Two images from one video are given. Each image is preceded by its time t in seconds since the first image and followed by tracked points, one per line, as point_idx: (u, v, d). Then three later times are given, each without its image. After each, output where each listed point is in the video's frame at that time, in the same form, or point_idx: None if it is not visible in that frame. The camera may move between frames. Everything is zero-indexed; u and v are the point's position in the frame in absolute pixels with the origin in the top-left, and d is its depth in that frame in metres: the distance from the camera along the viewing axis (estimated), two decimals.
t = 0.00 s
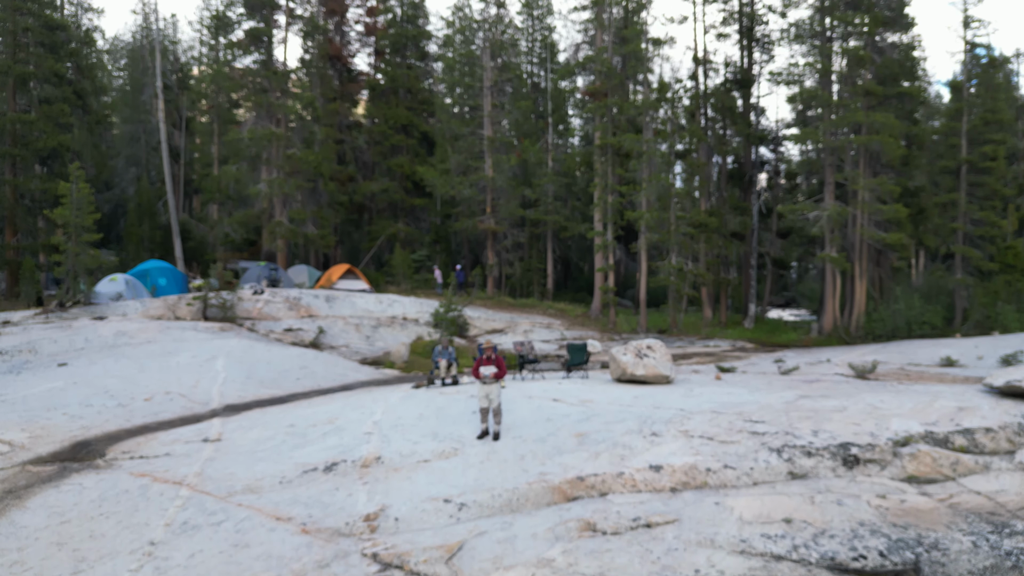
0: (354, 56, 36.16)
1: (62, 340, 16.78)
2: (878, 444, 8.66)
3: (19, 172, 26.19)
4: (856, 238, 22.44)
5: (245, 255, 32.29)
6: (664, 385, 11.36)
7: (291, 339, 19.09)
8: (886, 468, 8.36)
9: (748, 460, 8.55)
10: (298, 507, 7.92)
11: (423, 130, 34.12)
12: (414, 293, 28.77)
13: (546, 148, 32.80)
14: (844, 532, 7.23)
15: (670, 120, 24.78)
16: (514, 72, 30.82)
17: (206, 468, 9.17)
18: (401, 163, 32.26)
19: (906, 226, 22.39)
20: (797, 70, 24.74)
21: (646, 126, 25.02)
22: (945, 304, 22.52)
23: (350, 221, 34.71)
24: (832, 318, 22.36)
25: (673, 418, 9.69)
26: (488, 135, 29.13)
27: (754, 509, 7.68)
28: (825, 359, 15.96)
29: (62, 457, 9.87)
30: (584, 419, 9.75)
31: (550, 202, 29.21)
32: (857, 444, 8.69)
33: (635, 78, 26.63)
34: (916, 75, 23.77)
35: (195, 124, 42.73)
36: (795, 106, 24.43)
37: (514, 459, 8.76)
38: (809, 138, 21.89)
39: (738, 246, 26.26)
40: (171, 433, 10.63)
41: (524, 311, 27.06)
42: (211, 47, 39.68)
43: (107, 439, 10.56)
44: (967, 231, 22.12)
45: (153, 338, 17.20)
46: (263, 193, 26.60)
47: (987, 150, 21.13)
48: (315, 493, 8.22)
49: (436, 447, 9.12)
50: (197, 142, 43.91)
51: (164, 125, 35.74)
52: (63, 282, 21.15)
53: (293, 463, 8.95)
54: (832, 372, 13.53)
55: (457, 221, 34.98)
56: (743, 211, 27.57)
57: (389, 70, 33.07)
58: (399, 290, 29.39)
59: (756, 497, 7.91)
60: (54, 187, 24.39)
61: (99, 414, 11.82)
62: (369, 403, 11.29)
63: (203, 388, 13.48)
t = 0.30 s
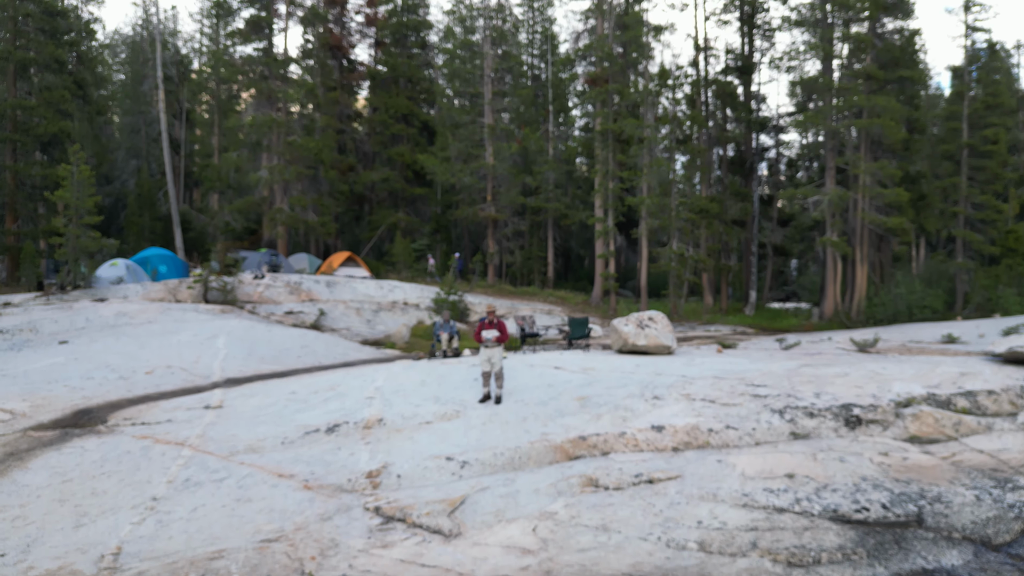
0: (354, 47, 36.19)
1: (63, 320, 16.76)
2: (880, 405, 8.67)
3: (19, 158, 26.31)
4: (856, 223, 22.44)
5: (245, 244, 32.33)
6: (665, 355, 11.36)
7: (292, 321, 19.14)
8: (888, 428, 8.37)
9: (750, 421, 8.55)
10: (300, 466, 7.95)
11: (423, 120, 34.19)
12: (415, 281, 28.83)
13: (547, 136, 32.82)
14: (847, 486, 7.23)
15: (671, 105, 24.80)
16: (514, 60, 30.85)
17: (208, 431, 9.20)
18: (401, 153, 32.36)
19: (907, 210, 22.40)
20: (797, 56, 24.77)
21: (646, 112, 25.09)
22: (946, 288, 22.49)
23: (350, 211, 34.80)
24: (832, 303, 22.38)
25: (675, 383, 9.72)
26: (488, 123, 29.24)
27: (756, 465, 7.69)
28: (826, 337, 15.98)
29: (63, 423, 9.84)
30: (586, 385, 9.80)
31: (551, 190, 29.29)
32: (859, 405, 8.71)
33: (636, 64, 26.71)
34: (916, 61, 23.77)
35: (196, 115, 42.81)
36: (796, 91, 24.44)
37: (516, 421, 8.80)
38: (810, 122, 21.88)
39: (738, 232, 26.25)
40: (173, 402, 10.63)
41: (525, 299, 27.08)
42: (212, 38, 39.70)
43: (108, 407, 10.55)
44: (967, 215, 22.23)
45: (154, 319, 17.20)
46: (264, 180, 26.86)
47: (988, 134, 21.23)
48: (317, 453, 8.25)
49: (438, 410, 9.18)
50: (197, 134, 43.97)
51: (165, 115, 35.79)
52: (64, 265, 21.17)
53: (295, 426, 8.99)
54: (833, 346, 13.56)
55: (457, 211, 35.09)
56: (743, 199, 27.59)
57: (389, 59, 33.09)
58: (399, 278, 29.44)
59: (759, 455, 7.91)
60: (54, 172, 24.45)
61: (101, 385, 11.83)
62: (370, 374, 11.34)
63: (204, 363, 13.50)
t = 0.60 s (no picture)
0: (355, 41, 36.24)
1: (65, 308, 16.77)
2: (884, 382, 8.69)
3: (21, 149, 26.40)
4: (858, 213, 22.44)
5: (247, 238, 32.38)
6: (668, 337, 11.39)
7: (295, 310, 19.18)
8: (892, 405, 8.38)
9: (754, 398, 8.56)
10: (305, 441, 7.97)
11: (424, 113, 34.31)
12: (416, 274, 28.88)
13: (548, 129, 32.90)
14: (851, 460, 7.21)
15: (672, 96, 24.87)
16: (515, 53, 30.90)
17: (212, 410, 9.23)
18: (402, 146, 32.44)
19: (908, 201, 22.41)
20: (798, 47, 24.79)
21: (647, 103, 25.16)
22: (948, 279, 22.49)
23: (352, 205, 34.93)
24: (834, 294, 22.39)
25: (678, 363, 9.77)
26: (489, 116, 29.31)
27: (760, 440, 7.69)
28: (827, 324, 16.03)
29: (66, 404, 9.85)
30: (589, 365, 9.86)
31: (551, 183, 29.41)
32: (863, 382, 8.76)
33: (638, 56, 26.77)
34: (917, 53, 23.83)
35: (197, 110, 42.89)
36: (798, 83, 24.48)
37: (520, 399, 8.84)
38: (812, 113, 21.89)
39: (740, 224, 26.28)
40: (176, 383, 10.63)
41: (526, 291, 27.11)
42: (213, 32, 39.76)
43: (111, 389, 10.57)
44: (969, 206, 22.45)
45: (156, 307, 17.22)
46: (266, 172, 26.89)
47: (990, 124, 21.46)
48: (321, 429, 8.28)
49: (442, 389, 9.26)
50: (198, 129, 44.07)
51: (166, 109, 35.84)
52: (66, 256, 21.21)
53: (298, 404, 9.02)
54: (835, 331, 13.59)
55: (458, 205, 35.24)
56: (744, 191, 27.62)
57: (390, 53, 33.12)
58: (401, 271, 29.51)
59: (762, 431, 7.92)
60: (56, 164, 24.51)
61: (104, 369, 11.85)
62: (373, 356, 11.41)
63: (207, 349, 13.54)
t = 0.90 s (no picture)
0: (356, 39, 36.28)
1: (68, 306, 16.80)
2: (886, 377, 8.72)
3: (24, 147, 26.48)
4: (859, 211, 22.47)
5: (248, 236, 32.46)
6: (670, 334, 11.39)
7: (297, 308, 19.20)
8: (894, 399, 8.39)
9: (756, 393, 8.58)
10: (308, 435, 7.99)
11: (425, 112, 34.43)
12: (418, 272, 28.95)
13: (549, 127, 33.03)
14: (854, 453, 7.23)
15: (673, 95, 24.90)
16: (516, 52, 30.99)
17: (216, 405, 9.27)
18: (403, 145, 32.52)
19: (910, 199, 22.43)
20: (800, 45, 24.82)
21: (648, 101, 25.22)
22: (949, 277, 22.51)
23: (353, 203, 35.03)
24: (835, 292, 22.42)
25: (681, 358, 9.80)
26: (490, 114, 29.40)
27: (763, 434, 7.71)
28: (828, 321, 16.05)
29: (70, 399, 9.87)
30: (592, 360, 9.90)
31: (553, 181, 29.52)
32: (865, 377, 8.79)
33: (639, 54, 26.84)
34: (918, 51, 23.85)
35: (198, 109, 42.94)
36: (800, 81, 24.53)
37: (523, 394, 8.87)
38: (813, 111, 21.95)
39: (741, 222, 26.30)
40: (179, 379, 10.66)
41: (528, 290, 27.17)
42: (214, 31, 39.82)
43: (115, 384, 10.60)
44: (971, 203, 22.52)
45: (158, 304, 17.25)
46: (267, 170, 26.95)
47: (991, 122, 21.52)
48: (325, 423, 8.31)
49: (445, 384, 9.31)
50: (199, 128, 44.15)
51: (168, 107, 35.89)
52: (68, 254, 21.24)
53: (302, 398, 9.06)
54: (837, 328, 13.63)
55: (459, 203, 35.34)
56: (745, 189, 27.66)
57: (391, 51, 33.21)
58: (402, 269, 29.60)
59: (765, 425, 7.94)
60: (58, 162, 24.56)
61: (107, 365, 11.87)
62: (376, 352, 11.45)
63: (209, 345, 13.56)
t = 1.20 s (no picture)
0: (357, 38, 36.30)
1: (70, 305, 16.79)
2: (890, 376, 8.73)
3: (26, 147, 26.52)
4: (861, 211, 22.47)
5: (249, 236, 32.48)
6: (673, 332, 11.38)
7: (299, 307, 19.20)
8: (899, 398, 8.39)
9: (761, 392, 8.58)
10: (313, 434, 8.00)
11: (426, 112, 34.50)
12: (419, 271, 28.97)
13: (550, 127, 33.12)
14: (859, 452, 7.23)
15: (675, 94, 24.92)
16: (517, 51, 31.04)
17: (220, 403, 9.27)
18: (404, 144, 32.56)
19: (911, 198, 22.43)
20: (801, 44, 24.82)
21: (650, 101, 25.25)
22: (951, 276, 22.49)
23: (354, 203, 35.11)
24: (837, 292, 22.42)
25: (685, 357, 9.80)
26: (491, 114, 29.46)
27: (768, 432, 7.72)
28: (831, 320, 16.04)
29: (74, 398, 9.88)
30: (596, 359, 9.90)
31: (554, 180, 29.59)
32: (870, 375, 8.79)
33: (640, 54, 26.85)
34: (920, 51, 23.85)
35: (199, 109, 42.99)
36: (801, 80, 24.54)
37: (527, 392, 8.87)
38: (815, 110, 21.98)
39: (743, 222, 26.28)
40: (182, 378, 10.64)
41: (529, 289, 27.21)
42: (215, 31, 39.85)
43: (119, 383, 10.59)
44: (972, 202, 22.41)
45: (160, 304, 17.24)
46: (269, 169, 26.97)
47: (993, 121, 21.51)
48: (329, 422, 8.31)
49: (449, 383, 9.32)
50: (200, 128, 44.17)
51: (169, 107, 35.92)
52: (70, 254, 21.25)
53: (306, 397, 9.05)
54: (840, 327, 13.62)
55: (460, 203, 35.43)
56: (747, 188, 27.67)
57: (392, 51, 33.27)
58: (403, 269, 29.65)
59: (769, 423, 7.94)
60: (60, 162, 24.59)
61: (110, 364, 11.86)
62: (380, 351, 11.45)
63: (212, 344, 13.57)
